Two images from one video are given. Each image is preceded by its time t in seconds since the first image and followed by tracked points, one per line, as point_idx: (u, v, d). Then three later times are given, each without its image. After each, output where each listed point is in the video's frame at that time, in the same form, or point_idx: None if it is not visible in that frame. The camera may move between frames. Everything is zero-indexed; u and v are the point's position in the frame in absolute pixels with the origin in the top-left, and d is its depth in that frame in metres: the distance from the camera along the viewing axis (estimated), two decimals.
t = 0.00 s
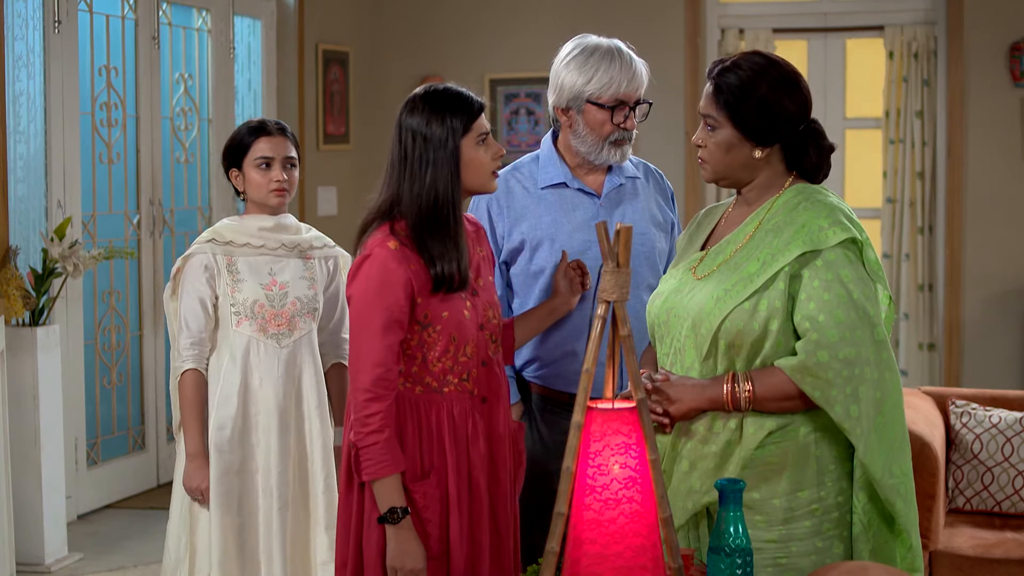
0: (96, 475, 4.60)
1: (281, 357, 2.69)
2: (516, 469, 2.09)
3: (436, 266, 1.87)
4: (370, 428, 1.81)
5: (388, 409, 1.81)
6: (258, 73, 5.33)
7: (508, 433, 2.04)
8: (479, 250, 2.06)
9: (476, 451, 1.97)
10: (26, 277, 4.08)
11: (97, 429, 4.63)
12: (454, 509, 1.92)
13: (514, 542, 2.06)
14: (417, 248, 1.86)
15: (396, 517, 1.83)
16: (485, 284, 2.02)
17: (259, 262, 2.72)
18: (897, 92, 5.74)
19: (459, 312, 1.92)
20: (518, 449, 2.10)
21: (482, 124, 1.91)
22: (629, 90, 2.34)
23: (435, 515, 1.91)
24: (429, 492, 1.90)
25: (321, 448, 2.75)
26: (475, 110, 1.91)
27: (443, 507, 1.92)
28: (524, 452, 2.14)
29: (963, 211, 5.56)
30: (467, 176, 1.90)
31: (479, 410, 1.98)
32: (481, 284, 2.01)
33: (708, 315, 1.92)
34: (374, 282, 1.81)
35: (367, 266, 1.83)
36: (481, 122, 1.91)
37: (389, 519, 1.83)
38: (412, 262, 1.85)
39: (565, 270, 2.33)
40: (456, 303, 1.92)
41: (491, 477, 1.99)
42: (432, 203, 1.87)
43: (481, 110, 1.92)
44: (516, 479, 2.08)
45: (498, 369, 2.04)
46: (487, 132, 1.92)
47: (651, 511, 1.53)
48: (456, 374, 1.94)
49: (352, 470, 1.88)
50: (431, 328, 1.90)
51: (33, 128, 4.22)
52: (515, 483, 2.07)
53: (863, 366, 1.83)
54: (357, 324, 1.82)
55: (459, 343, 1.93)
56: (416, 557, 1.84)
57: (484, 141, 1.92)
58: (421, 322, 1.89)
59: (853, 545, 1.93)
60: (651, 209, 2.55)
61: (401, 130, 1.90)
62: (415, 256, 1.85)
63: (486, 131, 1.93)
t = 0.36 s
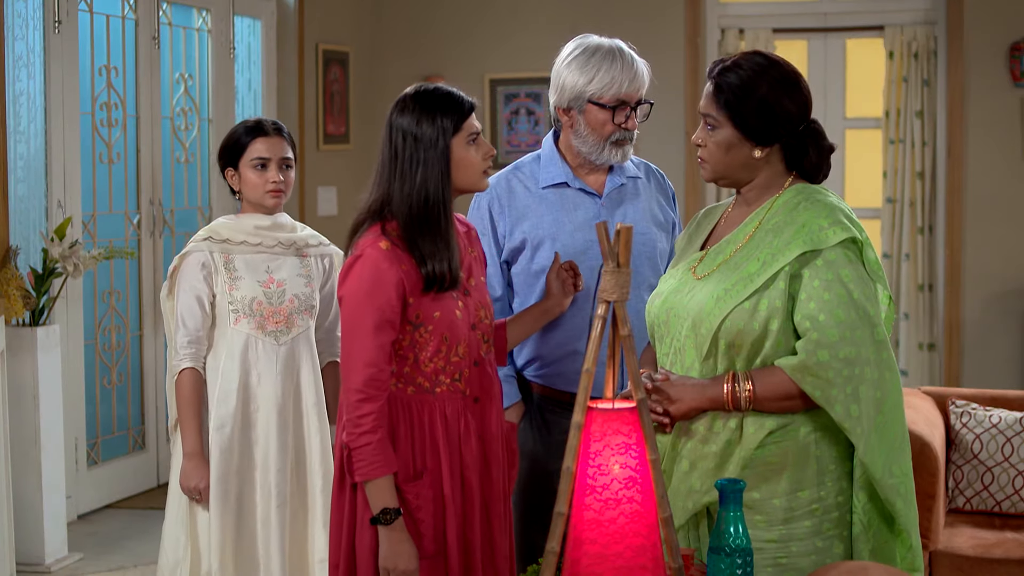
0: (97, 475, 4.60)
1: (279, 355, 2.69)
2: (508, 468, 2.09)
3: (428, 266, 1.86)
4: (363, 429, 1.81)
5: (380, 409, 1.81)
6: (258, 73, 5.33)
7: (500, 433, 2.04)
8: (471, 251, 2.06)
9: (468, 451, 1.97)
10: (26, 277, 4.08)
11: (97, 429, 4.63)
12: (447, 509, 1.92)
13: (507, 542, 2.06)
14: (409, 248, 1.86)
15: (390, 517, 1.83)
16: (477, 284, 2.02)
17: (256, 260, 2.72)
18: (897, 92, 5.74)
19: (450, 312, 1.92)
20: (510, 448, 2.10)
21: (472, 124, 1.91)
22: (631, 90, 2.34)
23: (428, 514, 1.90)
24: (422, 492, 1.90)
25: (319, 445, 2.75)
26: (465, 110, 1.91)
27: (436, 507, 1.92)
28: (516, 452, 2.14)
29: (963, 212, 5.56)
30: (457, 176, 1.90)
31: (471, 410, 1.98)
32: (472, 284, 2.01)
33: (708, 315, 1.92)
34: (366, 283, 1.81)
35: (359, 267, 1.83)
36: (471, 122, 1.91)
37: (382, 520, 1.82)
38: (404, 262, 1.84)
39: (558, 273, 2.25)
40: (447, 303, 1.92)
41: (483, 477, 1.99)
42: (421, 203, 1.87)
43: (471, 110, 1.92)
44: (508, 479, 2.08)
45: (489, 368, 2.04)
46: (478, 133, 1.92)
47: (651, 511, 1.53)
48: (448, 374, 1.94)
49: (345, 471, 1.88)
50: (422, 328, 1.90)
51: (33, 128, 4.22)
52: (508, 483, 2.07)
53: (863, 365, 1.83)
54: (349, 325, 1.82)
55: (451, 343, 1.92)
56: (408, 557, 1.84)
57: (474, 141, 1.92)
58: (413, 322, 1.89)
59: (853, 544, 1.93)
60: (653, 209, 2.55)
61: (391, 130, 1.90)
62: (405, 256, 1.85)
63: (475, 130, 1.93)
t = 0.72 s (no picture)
0: (97, 475, 4.60)
1: (274, 352, 2.69)
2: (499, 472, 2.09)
3: (421, 267, 1.86)
4: (356, 431, 1.81)
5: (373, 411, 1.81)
6: (258, 73, 5.33)
7: (490, 435, 2.03)
8: (463, 254, 2.05)
9: (459, 453, 1.96)
10: (26, 277, 4.08)
11: (97, 428, 4.63)
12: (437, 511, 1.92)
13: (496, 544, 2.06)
14: (401, 250, 1.85)
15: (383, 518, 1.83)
16: (468, 285, 2.02)
17: (251, 257, 2.72)
18: (897, 92, 5.75)
19: (442, 314, 1.92)
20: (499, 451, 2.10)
21: (462, 124, 1.91)
22: (631, 91, 2.34)
23: (420, 516, 1.90)
24: (414, 494, 1.90)
25: (313, 442, 2.74)
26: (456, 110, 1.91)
27: (428, 509, 1.92)
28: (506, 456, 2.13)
29: (963, 212, 5.56)
30: (449, 176, 1.90)
31: (462, 411, 1.98)
32: (463, 285, 2.01)
33: (708, 315, 1.92)
34: (357, 284, 1.80)
35: (351, 268, 1.83)
36: (461, 123, 1.91)
37: (375, 522, 1.82)
38: (396, 263, 1.84)
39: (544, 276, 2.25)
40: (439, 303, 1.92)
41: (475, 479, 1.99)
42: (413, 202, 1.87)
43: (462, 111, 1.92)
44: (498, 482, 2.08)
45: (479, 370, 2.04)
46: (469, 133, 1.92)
47: (651, 512, 1.53)
48: (439, 376, 1.94)
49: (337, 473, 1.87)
50: (414, 330, 1.90)
51: (33, 128, 4.22)
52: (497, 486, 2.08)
53: (863, 365, 1.83)
54: (340, 326, 1.81)
55: (442, 344, 1.92)
56: (401, 559, 1.83)
57: (465, 142, 1.92)
58: (404, 323, 1.89)
59: (853, 545, 1.93)
60: (654, 210, 2.55)
61: (383, 130, 1.90)
62: (397, 257, 1.85)
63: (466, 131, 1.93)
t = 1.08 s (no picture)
0: (97, 476, 4.59)
1: (270, 350, 2.69)
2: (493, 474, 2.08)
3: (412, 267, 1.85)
4: (348, 432, 1.80)
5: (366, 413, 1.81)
6: (258, 72, 5.32)
7: (484, 437, 2.03)
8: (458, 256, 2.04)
9: (451, 455, 1.96)
10: (26, 277, 4.08)
11: (97, 429, 4.62)
12: (429, 513, 1.92)
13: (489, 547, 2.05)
14: (395, 250, 1.85)
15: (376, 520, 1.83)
16: (461, 287, 2.01)
17: (247, 255, 2.72)
18: (897, 91, 5.74)
19: (435, 315, 1.91)
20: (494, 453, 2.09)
21: (452, 126, 1.90)
22: (632, 91, 2.33)
23: (412, 518, 1.90)
24: (407, 496, 1.90)
25: (308, 441, 2.73)
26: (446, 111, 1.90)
27: (420, 510, 1.91)
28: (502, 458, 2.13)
29: (964, 212, 5.55)
30: (436, 177, 1.89)
31: (455, 413, 1.97)
32: (456, 287, 2.00)
33: (709, 315, 1.91)
34: (350, 285, 1.80)
35: (344, 269, 1.82)
36: (451, 124, 1.90)
37: (369, 524, 1.82)
38: (389, 264, 1.83)
39: (535, 283, 2.22)
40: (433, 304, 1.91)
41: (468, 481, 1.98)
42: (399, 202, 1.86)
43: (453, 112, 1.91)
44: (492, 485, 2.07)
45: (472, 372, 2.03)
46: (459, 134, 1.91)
47: (653, 513, 1.52)
48: (432, 378, 1.93)
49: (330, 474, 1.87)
50: (407, 331, 1.89)
51: (33, 128, 4.21)
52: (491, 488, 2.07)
53: (864, 365, 1.83)
54: (333, 327, 1.81)
55: (435, 346, 1.91)
56: (396, 560, 1.84)
57: (455, 143, 1.90)
58: (397, 325, 1.88)
59: (854, 545, 1.92)
60: (656, 209, 2.55)
61: (372, 129, 1.90)
62: (390, 258, 1.84)
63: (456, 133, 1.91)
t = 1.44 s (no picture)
0: (97, 476, 4.59)
1: (268, 350, 2.68)
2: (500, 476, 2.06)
3: (408, 262, 1.84)
4: (341, 429, 1.80)
5: (357, 410, 1.80)
6: (258, 72, 5.32)
7: (487, 436, 1.99)
8: (463, 256, 2.02)
9: (449, 453, 1.93)
10: (25, 277, 4.08)
11: (97, 429, 4.61)
12: (426, 512, 1.90)
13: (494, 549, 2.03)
14: (388, 246, 1.84)
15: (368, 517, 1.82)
16: (463, 285, 1.98)
17: (245, 255, 2.71)
18: (898, 91, 5.74)
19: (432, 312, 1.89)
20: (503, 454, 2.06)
21: (442, 126, 1.87)
22: (632, 91, 2.33)
23: (408, 516, 1.88)
24: (402, 494, 1.88)
25: (308, 442, 2.72)
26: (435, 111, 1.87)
27: (417, 509, 1.90)
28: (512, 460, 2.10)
29: (964, 212, 5.55)
30: (419, 175, 1.87)
31: (454, 411, 1.94)
32: (458, 284, 1.97)
33: (712, 314, 1.91)
34: (342, 283, 1.81)
35: (337, 267, 1.83)
36: (442, 124, 1.87)
37: (359, 522, 1.81)
38: (382, 261, 1.83)
39: (549, 287, 2.18)
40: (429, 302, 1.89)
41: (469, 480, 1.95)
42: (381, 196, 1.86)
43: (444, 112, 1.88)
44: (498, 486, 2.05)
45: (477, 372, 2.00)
46: (448, 134, 1.88)
47: (656, 514, 1.52)
48: (429, 375, 1.91)
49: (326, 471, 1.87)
50: (401, 328, 1.88)
51: (32, 128, 4.21)
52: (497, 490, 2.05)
53: (867, 365, 1.82)
54: (327, 326, 1.82)
55: (432, 344, 1.89)
56: (384, 558, 1.82)
57: (443, 143, 1.87)
58: (391, 322, 1.87)
59: (857, 546, 1.91)
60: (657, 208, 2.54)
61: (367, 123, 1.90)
62: (383, 256, 1.84)
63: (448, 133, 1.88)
